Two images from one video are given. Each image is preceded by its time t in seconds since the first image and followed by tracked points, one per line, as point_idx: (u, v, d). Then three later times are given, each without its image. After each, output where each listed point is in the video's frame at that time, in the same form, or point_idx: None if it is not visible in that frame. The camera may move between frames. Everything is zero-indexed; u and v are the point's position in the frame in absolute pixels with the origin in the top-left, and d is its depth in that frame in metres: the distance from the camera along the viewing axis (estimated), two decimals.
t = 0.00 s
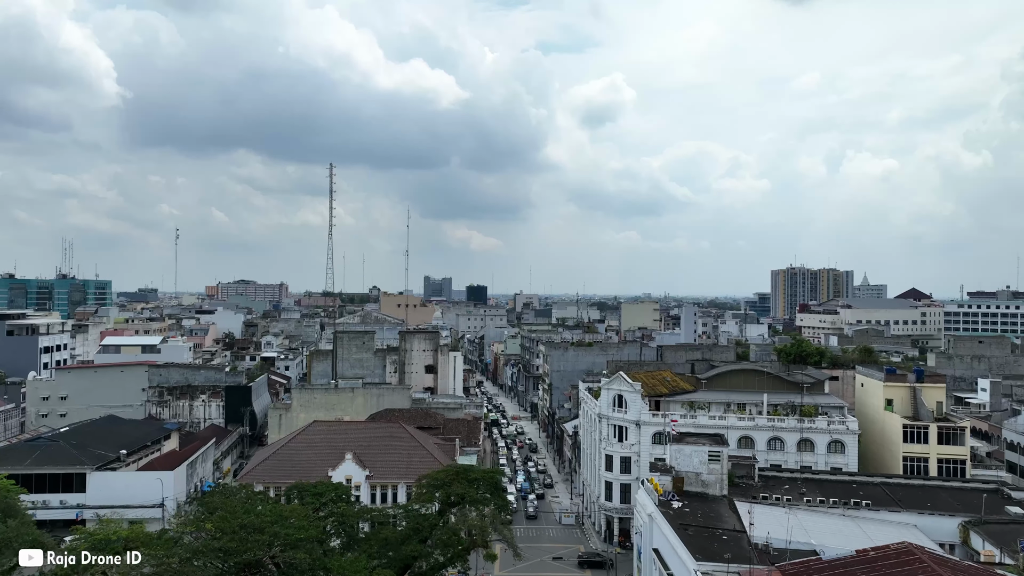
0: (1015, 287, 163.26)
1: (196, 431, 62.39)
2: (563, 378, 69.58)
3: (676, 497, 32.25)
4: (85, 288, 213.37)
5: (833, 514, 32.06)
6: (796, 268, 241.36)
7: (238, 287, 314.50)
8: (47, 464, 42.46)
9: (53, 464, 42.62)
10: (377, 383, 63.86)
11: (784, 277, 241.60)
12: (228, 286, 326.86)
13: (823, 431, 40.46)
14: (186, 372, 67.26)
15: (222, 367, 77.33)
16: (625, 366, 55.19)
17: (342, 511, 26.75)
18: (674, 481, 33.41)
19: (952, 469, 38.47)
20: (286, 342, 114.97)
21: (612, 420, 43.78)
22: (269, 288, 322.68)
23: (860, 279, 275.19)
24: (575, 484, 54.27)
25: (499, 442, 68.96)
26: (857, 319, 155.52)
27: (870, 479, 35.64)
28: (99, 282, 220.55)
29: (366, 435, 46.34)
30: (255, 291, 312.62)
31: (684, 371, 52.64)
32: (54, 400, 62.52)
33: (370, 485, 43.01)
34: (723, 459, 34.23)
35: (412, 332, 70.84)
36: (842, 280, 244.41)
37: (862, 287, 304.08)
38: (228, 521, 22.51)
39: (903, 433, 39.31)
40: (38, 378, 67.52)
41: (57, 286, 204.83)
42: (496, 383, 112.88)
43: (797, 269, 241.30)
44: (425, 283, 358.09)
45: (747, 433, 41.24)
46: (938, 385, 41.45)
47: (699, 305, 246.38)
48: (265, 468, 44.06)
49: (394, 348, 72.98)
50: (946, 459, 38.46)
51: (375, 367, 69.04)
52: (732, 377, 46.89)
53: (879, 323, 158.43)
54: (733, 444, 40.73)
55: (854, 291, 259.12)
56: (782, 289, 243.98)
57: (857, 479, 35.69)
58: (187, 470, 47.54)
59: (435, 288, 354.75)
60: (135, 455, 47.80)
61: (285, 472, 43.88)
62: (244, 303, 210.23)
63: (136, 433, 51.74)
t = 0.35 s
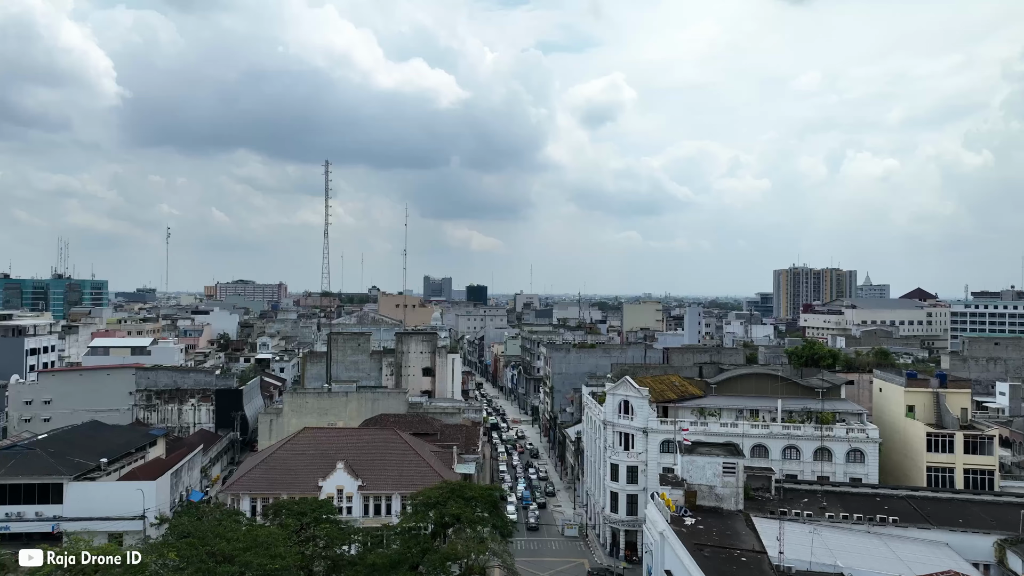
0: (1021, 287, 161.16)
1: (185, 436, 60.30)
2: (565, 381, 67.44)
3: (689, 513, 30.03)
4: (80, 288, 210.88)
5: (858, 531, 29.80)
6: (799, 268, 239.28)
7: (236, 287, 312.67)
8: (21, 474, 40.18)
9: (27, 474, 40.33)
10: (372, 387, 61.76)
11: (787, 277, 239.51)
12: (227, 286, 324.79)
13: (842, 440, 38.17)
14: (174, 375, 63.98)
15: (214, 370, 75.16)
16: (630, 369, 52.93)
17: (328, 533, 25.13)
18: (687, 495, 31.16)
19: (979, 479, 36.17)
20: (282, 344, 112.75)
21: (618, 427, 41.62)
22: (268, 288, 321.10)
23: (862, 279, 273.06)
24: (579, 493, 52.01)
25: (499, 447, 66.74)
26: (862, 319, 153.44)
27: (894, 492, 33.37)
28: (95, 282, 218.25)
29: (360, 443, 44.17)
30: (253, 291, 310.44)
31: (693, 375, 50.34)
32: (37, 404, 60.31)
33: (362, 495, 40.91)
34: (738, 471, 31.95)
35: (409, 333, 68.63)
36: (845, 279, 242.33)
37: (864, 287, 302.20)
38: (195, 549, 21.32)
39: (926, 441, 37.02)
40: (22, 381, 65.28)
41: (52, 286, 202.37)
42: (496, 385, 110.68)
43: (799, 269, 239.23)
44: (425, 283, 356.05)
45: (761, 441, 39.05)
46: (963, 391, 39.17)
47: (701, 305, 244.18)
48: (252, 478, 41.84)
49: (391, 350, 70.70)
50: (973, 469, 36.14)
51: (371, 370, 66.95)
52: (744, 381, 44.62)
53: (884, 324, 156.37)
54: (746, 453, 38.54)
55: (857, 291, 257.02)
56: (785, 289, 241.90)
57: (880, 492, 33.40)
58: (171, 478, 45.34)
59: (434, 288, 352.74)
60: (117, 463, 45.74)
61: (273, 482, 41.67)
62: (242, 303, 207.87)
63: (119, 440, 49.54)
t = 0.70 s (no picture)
0: None
1: (174, 441, 58.15)
2: (567, 384, 65.20)
3: (704, 531, 27.74)
4: (76, 288, 208.61)
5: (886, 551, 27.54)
6: (802, 268, 237.01)
7: (235, 288, 310.56)
8: None
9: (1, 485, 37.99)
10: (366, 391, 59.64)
11: (790, 276, 237.28)
12: (225, 286, 322.89)
13: (863, 449, 35.83)
14: (162, 378, 61.78)
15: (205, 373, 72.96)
16: (636, 373, 50.62)
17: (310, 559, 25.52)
18: (701, 511, 28.88)
19: (1010, 492, 33.95)
20: (277, 345, 110.57)
21: (624, 435, 39.44)
22: (267, 288, 319.08)
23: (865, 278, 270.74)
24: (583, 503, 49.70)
25: (499, 453, 64.52)
26: (868, 320, 151.10)
27: (922, 506, 31.07)
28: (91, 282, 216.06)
29: (351, 451, 41.77)
30: (252, 291, 308.19)
31: (701, 380, 48.02)
32: (20, 408, 58.09)
33: (353, 507, 38.64)
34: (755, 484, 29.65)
35: (406, 335, 66.38)
36: (848, 279, 240.03)
37: (867, 287, 300.01)
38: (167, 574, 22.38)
39: (953, 451, 34.79)
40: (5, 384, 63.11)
41: (47, 286, 200.06)
42: (496, 387, 108.47)
43: (802, 269, 236.94)
44: (424, 283, 353.89)
45: (776, 451, 36.82)
46: (990, 397, 36.90)
47: (703, 305, 241.87)
48: (237, 489, 39.25)
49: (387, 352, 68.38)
50: (1004, 481, 33.92)
51: (366, 373, 64.86)
52: (757, 386, 42.34)
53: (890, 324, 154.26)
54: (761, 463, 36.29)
55: (860, 291, 254.71)
56: (787, 289, 239.62)
57: (907, 507, 31.10)
58: (155, 487, 43.06)
59: (434, 288, 350.62)
60: (97, 471, 43.57)
61: (259, 492, 39.10)
62: (239, 303, 205.61)
63: (101, 447, 47.20)
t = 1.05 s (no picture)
0: None
1: (161, 447, 55.98)
2: (569, 388, 62.97)
3: (720, 552, 25.54)
4: (72, 287, 206.32)
5: (918, 574, 25.33)
6: (805, 268, 234.74)
7: (233, 287, 308.45)
8: None
9: None
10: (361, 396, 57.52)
11: (792, 276, 234.97)
12: (223, 285, 320.81)
13: (886, 460, 33.55)
14: (149, 381, 59.43)
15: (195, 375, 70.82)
16: (642, 377, 48.39)
17: None
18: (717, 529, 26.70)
19: None
20: (273, 346, 108.44)
21: (631, 444, 37.25)
22: (266, 287, 317.26)
23: (869, 278, 268.26)
24: (587, 513, 47.42)
25: (498, 459, 62.31)
26: (873, 320, 148.77)
27: (954, 523, 28.82)
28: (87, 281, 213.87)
29: (341, 460, 39.53)
30: (250, 291, 306.00)
31: (711, 385, 45.83)
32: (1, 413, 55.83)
33: (343, 521, 36.46)
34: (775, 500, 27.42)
35: (402, 336, 64.12)
36: (852, 279, 237.74)
37: (870, 287, 297.55)
38: None
39: (982, 462, 32.55)
40: None
41: (42, 286, 197.76)
42: (495, 389, 106.30)
43: (805, 269, 234.67)
44: (424, 283, 351.83)
45: (793, 461, 34.58)
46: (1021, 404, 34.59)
47: (704, 305, 239.73)
48: (221, 501, 37.04)
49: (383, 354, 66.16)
50: None
51: (361, 375, 63.01)
52: (771, 391, 40.06)
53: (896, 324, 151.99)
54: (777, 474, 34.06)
55: (863, 291, 252.35)
56: (790, 289, 237.37)
57: (938, 524, 28.84)
58: (135, 497, 40.90)
59: (434, 288, 348.48)
60: (74, 482, 41.38)
61: (244, 505, 36.88)
62: (236, 303, 203.55)
63: (81, 454, 44.97)
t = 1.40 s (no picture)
0: None
1: (148, 453, 53.83)
2: (570, 391, 60.78)
3: None
4: (67, 287, 204.11)
5: None
6: (807, 268, 232.53)
7: (231, 287, 306.44)
8: None
9: None
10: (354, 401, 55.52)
11: (795, 276, 232.86)
12: (222, 285, 318.71)
13: (913, 472, 31.28)
14: (135, 385, 57.29)
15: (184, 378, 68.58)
16: (649, 382, 46.05)
17: None
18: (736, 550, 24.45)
19: None
20: (268, 347, 106.31)
21: (638, 453, 35.09)
22: (265, 288, 315.39)
23: (872, 278, 265.98)
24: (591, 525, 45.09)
25: (498, 465, 60.02)
26: (879, 321, 146.55)
27: (991, 543, 26.55)
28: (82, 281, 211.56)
29: (331, 471, 37.27)
30: (249, 291, 304.14)
31: (721, 391, 43.56)
32: None
33: (332, 535, 34.22)
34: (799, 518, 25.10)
35: (398, 337, 61.91)
36: (855, 279, 235.47)
37: (873, 287, 295.29)
38: None
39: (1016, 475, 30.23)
40: None
41: (37, 286, 195.47)
42: (495, 391, 104.09)
43: (807, 269, 232.45)
44: (424, 283, 349.67)
45: (812, 472, 32.33)
46: None
47: (707, 305, 237.25)
48: (202, 514, 34.80)
49: (379, 356, 63.96)
50: None
51: (355, 378, 60.92)
52: (786, 397, 37.79)
53: (902, 324, 149.68)
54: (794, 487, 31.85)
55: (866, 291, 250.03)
56: (793, 289, 235.25)
57: (974, 544, 26.54)
58: (113, 509, 38.70)
59: (433, 288, 346.42)
60: (49, 492, 39.15)
61: (227, 518, 34.63)
62: (234, 304, 201.41)
63: (58, 461, 42.75)
